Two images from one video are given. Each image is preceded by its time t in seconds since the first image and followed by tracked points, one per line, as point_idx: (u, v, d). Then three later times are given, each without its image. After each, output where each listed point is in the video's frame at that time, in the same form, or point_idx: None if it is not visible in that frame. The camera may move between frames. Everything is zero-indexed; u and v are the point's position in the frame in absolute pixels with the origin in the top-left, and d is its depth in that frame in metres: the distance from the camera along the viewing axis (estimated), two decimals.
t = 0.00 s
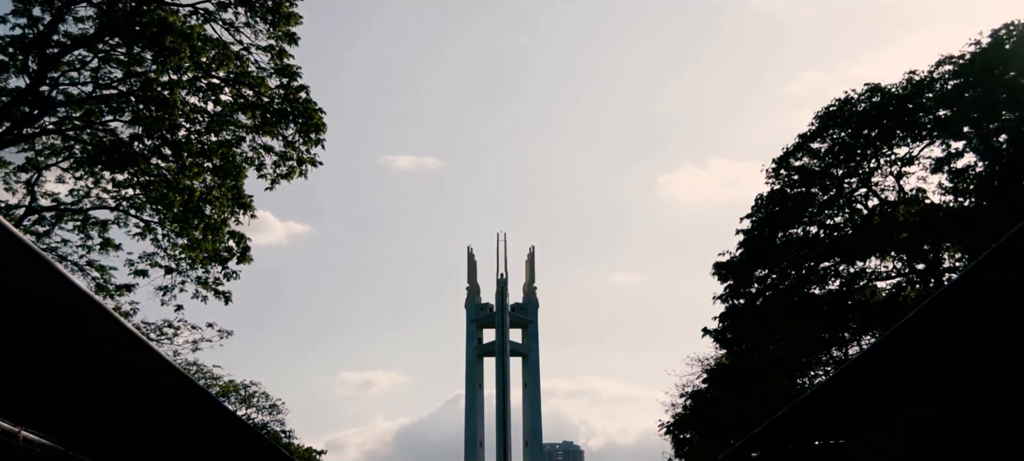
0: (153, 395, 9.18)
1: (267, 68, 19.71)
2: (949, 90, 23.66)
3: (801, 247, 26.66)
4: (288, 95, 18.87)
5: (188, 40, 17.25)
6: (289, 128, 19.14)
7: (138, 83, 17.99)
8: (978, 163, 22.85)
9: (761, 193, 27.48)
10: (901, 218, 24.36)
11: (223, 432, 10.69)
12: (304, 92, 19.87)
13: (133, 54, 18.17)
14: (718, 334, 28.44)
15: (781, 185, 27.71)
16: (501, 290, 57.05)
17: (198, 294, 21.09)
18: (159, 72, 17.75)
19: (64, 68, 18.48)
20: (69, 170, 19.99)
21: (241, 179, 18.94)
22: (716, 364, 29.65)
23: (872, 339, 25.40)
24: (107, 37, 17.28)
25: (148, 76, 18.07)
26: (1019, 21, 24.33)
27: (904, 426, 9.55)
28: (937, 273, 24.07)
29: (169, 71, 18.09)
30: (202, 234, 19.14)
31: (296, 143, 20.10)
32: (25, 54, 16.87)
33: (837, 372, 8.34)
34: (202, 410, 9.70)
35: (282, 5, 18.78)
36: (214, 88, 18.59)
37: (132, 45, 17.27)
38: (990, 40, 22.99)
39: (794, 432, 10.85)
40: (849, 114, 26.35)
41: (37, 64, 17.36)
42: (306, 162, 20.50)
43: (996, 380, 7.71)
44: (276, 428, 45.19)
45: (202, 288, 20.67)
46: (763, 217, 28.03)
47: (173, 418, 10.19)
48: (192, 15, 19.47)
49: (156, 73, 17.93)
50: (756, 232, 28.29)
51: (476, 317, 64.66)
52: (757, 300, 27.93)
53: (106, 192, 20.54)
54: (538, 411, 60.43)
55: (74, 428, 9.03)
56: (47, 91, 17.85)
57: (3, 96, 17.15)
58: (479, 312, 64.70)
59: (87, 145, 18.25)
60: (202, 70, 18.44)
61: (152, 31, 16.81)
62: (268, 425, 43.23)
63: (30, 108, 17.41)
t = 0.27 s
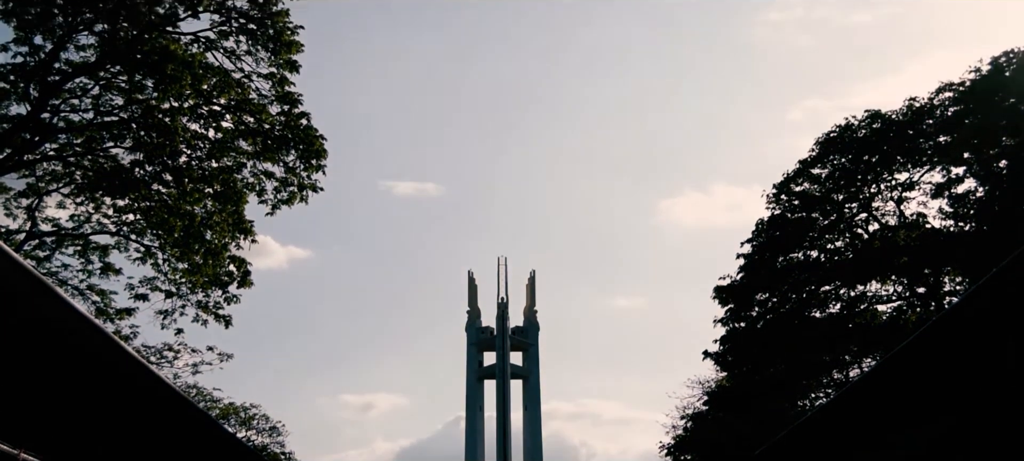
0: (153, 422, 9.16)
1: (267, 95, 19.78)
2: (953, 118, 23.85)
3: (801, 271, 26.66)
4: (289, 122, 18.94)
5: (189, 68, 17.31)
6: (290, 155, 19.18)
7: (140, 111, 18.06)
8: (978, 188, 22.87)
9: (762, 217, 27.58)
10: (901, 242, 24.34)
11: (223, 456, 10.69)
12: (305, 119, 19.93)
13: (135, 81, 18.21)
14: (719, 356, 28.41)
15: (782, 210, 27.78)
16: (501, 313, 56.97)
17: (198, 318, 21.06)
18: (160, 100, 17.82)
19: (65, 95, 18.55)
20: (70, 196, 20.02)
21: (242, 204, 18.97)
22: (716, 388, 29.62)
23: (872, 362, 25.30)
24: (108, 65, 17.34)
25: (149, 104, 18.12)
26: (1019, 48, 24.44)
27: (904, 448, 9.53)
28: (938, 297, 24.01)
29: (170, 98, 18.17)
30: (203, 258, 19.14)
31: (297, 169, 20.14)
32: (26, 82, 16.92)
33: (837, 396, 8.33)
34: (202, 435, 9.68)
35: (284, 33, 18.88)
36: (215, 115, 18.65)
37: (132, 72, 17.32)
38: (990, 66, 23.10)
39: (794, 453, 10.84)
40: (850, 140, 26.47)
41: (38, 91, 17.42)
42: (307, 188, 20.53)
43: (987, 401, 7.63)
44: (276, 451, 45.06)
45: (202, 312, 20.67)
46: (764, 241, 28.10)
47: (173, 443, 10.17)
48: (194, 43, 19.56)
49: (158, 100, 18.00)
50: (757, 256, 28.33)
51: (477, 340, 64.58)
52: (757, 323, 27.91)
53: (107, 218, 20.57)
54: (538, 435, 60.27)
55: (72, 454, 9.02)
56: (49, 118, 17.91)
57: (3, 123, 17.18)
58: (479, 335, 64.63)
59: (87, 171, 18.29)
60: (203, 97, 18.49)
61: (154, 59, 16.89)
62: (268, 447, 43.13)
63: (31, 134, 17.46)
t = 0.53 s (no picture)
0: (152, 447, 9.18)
1: (269, 122, 19.87)
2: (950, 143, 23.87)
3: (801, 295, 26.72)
4: (290, 148, 19.03)
5: (191, 95, 17.37)
6: (290, 181, 19.24)
7: (141, 137, 18.15)
8: (979, 213, 22.94)
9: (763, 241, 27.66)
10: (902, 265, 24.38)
11: None
12: (306, 145, 20.01)
13: (136, 107, 18.27)
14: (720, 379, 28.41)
15: (783, 234, 27.86)
16: (501, 336, 56.94)
17: (198, 342, 21.07)
18: (162, 126, 17.91)
19: (66, 121, 18.62)
20: (71, 220, 20.07)
21: (243, 229, 19.06)
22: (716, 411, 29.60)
23: (873, 384, 25.30)
24: (109, 91, 17.42)
25: (151, 130, 18.22)
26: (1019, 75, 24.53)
27: None
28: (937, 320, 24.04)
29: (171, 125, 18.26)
30: (204, 282, 19.11)
31: (298, 194, 20.21)
32: (27, 108, 16.99)
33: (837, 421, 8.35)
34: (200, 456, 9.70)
35: (286, 60, 18.96)
36: (216, 141, 18.72)
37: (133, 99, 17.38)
38: (990, 93, 23.22)
39: None
40: (851, 165, 26.58)
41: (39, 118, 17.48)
42: (308, 213, 20.60)
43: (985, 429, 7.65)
44: None
45: (202, 335, 20.71)
46: (765, 265, 28.16)
47: None
48: (195, 70, 19.65)
49: (159, 127, 18.12)
50: (758, 280, 28.39)
51: (477, 363, 64.50)
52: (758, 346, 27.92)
53: (108, 242, 20.61)
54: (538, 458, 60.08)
55: None
56: (50, 144, 17.98)
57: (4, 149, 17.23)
58: (480, 358, 64.50)
59: (87, 196, 18.34)
60: (205, 124, 18.56)
61: (155, 86, 16.96)
62: None
63: (32, 161, 17.52)
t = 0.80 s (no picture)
0: None
1: (270, 150, 19.92)
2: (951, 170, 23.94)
3: (801, 321, 26.71)
4: (292, 177, 19.10)
5: (192, 123, 17.45)
6: (291, 209, 19.26)
7: (143, 166, 18.19)
8: (980, 240, 22.98)
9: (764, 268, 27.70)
10: (903, 292, 24.38)
11: None
12: (307, 173, 20.06)
13: (138, 137, 18.28)
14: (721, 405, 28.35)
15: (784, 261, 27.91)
16: (502, 362, 56.81)
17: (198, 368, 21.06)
18: (164, 155, 17.97)
19: (68, 150, 18.69)
20: (71, 248, 20.10)
21: (245, 256, 19.10)
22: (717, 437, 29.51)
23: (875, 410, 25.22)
24: (111, 121, 17.52)
25: (153, 160, 18.26)
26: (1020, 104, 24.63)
27: None
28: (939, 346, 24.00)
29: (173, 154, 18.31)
30: (205, 309, 18.96)
31: (299, 222, 20.24)
32: (29, 137, 17.05)
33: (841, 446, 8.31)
34: None
35: (287, 90, 19.06)
36: (217, 170, 18.77)
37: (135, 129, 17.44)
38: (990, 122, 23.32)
39: None
40: (852, 193, 26.65)
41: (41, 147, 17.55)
42: (309, 240, 20.64)
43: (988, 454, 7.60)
44: None
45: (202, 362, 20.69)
46: (766, 292, 28.17)
47: None
48: (197, 99, 19.72)
49: (161, 156, 18.18)
50: (760, 306, 28.39)
51: (477, 389, 64.33)
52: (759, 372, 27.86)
53: (108, 269, 20.62)
54: None
55: None
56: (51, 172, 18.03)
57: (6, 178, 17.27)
58: (480, 384, 64.43)
59: (88, 224, 18.37)
60: (206, 153, 18.61)
61: (157, 115, 17.03)
62: None
63: (33, 189, 17.56)
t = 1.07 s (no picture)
0: None
1: (272, 187, 19.99)
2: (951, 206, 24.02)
3: (803, 356, 26.66)
4: (294, 213, 19.17)
5: (194, 160, 17.53)
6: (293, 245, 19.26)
7: (145, 202, 18.24)
8: (982, 276, 23.03)
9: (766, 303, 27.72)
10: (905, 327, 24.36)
11: None
12: (308, 210, 20.15)
13: (140, 174, 18.32)
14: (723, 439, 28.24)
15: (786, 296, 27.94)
16: (503, 396, 56.69)
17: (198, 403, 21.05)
18: (165, 192, 18.04)
19: (70, 187, 18.80)
20: (72, 283, 20.16)
21: (246, 292, 19.15)
22: None
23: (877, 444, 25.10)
24: (113, 158, 17.62)
25: (154, 196, 18.32)
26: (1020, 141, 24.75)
27: None
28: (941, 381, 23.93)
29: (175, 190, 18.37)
30: (205, 345, 18.90)
31: (300, 258, 20.30)
32: (31, 174, 17.14)
33: None
34: None
35: (290, 127, 19.17)
36: (219, 206, 18.84)
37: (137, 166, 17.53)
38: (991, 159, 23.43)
39: None
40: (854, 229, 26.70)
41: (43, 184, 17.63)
42: (310, 276, 20.70)
43: None
44: None
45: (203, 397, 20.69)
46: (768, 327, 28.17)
47: None
48: (199, 136, 19.84)
49: (163, 193, 18.26)
50: (762, 341, 28.37)
51: (478, 424, 64.09)
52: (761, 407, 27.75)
53: (109, 305, 20.66)
54: None
55: None
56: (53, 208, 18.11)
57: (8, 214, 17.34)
58: (481, 418, 64.27)
59: (89, 260, 18.44)
60: (208, 189, 18.68)
61: (160, 152, 17.14)
62: None
63: (34, 225, 17.61)
